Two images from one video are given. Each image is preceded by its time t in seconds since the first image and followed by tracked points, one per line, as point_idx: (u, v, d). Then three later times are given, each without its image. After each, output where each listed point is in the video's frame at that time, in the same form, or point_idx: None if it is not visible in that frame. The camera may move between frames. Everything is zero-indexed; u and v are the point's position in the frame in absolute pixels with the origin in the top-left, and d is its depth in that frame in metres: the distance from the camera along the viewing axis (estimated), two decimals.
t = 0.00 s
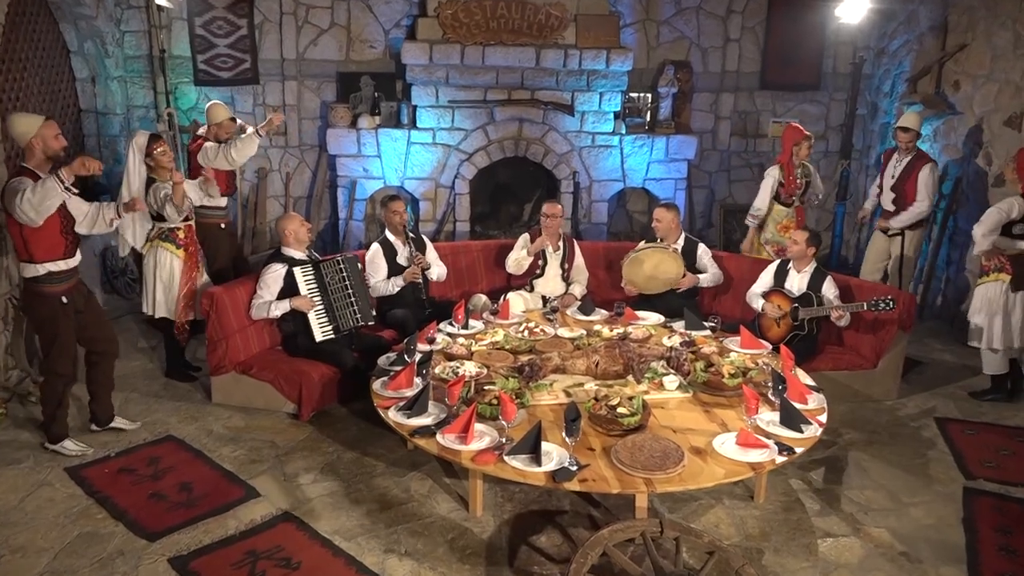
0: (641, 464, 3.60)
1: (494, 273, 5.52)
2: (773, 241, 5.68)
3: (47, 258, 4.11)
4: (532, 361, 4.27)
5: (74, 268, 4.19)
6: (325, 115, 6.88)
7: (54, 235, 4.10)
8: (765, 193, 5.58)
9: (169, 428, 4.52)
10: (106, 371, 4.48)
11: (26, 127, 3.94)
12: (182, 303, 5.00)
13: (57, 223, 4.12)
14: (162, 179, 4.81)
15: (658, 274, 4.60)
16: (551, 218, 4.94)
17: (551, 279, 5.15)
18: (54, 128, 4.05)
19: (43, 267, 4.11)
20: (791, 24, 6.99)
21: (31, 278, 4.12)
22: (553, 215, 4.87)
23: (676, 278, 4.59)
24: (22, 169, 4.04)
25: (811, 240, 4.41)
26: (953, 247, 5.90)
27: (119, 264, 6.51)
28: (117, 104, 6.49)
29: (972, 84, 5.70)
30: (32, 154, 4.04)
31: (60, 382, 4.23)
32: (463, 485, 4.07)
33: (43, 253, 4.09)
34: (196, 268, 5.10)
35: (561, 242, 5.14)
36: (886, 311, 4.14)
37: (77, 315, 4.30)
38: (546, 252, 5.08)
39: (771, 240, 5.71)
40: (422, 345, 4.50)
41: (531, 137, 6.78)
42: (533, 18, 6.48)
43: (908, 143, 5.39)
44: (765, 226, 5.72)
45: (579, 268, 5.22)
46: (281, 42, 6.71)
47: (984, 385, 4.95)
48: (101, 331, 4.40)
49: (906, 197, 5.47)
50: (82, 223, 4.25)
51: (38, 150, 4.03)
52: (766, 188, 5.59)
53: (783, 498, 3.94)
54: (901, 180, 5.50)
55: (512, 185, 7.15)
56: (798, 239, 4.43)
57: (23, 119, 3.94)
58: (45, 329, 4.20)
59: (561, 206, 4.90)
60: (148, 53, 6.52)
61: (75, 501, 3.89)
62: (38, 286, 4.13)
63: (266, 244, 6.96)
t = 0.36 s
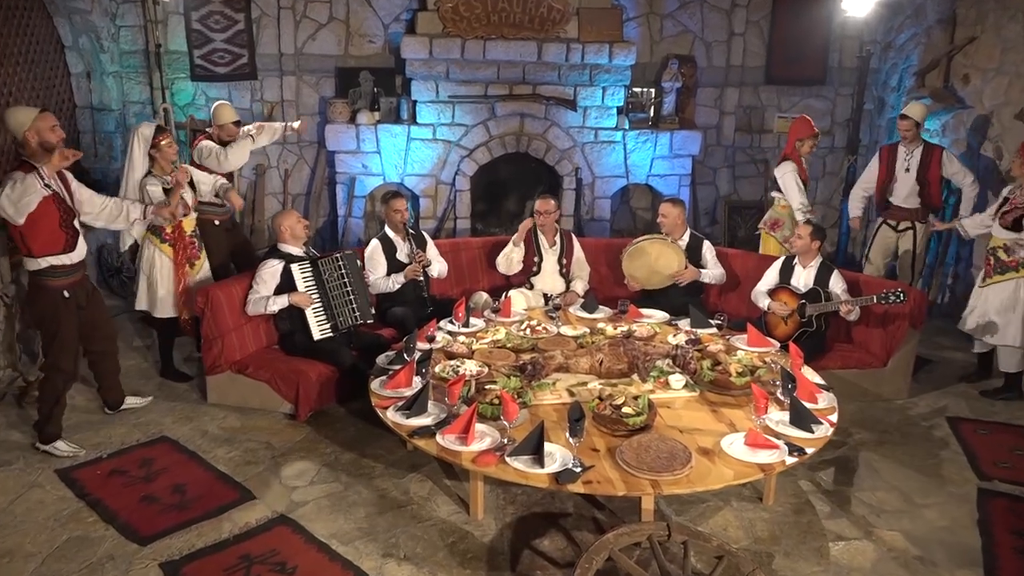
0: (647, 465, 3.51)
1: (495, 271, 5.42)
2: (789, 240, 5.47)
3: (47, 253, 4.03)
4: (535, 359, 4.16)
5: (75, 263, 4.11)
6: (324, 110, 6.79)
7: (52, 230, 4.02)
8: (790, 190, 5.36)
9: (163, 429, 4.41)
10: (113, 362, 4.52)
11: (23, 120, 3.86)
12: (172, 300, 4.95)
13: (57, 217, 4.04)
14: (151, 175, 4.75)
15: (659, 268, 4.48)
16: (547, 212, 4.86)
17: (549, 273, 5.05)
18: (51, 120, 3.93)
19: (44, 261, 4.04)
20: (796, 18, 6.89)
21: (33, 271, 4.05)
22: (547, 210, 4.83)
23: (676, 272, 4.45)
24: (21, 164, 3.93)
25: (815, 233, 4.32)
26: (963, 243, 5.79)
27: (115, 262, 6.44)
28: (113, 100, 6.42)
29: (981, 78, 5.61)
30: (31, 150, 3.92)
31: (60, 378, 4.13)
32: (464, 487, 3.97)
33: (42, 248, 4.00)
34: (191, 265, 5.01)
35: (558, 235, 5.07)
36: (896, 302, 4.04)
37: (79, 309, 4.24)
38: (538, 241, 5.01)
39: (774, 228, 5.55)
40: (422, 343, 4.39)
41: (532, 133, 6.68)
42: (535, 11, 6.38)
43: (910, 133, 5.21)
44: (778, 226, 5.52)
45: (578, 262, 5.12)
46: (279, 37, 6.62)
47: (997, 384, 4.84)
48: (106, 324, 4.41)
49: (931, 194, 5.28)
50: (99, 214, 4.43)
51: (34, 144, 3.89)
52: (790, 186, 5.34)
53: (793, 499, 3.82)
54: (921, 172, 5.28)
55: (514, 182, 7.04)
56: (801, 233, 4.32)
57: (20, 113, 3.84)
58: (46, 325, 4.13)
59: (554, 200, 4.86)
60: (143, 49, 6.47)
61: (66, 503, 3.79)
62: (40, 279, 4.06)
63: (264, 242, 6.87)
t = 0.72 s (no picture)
0: (651, 468, 3.42)
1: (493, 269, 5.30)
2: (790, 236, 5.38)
3: (54, 242, 4.04)
4: (535, 359, 4.05)
5: (83, 253, 4.11)
6: (320, 107, 6.71)
7: (59, 221, 4.00)
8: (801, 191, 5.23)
9: (155, 431, 4.30)
10: (112, 359, 4.44)
11: (39, 109, 3.89)
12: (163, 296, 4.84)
13: (64, 209, 4.02)
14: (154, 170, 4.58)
15: (663, 268, 4.38)
16: (538, 207, 4.81)
17: (544, 262, 4.94)
18: (66, 109, 3.96)
19: (52, 250, 4.05)
20: (798, 12, 6.79)
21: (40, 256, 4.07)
22: (538, 204, 4.79)
23: (681, 273, 4.37)
24: (36, 152, 3.97)
25: (813, 228, 4.17)
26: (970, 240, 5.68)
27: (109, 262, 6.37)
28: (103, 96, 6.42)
29: (989, 71, 5.50)
30: (45, 139, 3.97)
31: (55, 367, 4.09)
32: (462, 491, 3.86)
33: (48, 239, 4.00)
34: (188, 258, 4.89)
35: (551, 230, 4.96)
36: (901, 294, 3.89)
37: (83, 299, 4.22)
38: (531, 238, 4.92)
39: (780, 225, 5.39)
40: (419, 343, 4.28)
41: (531, 129, 6.58)
42: (533, 5, 6.28)
43: (901, 128, 5.12)
44: (785, 222, 5.39)
45: (576, 258, 5.00)
46: (273, 32, 6.54)
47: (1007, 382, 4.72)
48: (105, 316, 4.34)
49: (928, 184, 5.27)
50: (124, 192, 4.50)
51: (48, 133, 3.94)
52: (801, 191, 5.22)
53: (801, 502, 3.71)
54: (922, 164, 5.20)
55: (513, 181, 6.95)
56: (800, 229, 4.18)
57: (37, 101, 3.89)
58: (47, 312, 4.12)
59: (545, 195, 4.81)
60: (136, 44, 6.34)
61: (53, 509, 3.68)
62: (46, 265, 4.07)
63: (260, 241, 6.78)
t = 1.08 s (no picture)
0: (658, 478, 3.24)
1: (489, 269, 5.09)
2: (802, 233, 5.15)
3: (28, 234, 3.89)
4: (534, 362, 3.85)
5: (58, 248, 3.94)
6: (308, 99, 6.54)
7: (34, 213, 3.86)
8: (813, 183, 5.06)
9: (134, 440, 4.09)
10: (88, 361, 4.20)
11: (25, 97, 3.76)
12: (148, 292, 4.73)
13: (39, 201, 3.87)
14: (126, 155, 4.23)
15: (665, 265, 4.15)
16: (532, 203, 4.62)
17: (541, 259, 4.74)
18: (53, 100, 3.83)
19: (25, 242, 3.90)
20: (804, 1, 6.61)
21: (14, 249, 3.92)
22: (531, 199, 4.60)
23: (682, 270, 4.13)
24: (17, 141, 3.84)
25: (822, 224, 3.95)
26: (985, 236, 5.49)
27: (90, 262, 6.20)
28: (83, 89, 6.10)
29: (1005, 61, 5.33)
30: (28, 127, 3.83)
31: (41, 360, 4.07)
32: (458, 502, 3.66)
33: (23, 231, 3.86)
34: (170, 256, 4.70)
35: (545, 226, 4.78)
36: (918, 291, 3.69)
37: (60, 295, 4.04)
38: (526, 236, 4.73)
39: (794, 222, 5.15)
40: (412, 346, 4.08)
41: (529, 122, 6.38)
42: None
43: (908, 115, 4.91)
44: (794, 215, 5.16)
45: (573, 255, 4.81)
46: (260, 22, 6.36)
47: None
48: (89, 314, 4.14)
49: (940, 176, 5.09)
50: (106, 182, 4.24)
51: (33, 122, 3.81)
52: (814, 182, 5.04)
53: (815, 513, 3.52)
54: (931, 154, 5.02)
55: (509, 177, 6.75)
56: (809, 226, 3.95)
57: (22, 88, 3.75)
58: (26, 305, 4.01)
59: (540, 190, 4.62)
60: (116, 34, 6.17)
61: (24, 523, 3.47)
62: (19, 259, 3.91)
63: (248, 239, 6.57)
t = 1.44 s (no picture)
0: (669, 494, 3.02)
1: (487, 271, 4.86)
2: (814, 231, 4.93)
3: None
4: (536, 369, 3.63)
5: (24, 247, 3.73)
6: (296, 91, 6.30)
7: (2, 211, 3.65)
8: (813, 185, 4.85)
9: (111, 452, 3.86)
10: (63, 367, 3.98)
11: None
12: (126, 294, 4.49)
13: (6, 198, 3.66)
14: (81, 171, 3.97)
15: (677, 269, 4.02)
16: (530, 202, 4.39)
17: (542, 259, 4.52)
18: (24, 92, 3.64)
19: None
20: None
21: None
22: (527, 199, 4.38)
23: (694, 275, 3.99)
24: None
25: (847, 224, 3.80)
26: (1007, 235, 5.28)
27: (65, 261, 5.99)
28: (59, 80, 5.89)
29: None
30: None
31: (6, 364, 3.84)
32: (456, 519, 3.44)
33: None
34: (151, 256, 4.47)
35: (544, 224, 4.56)
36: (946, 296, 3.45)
37: (25, 293, 3.80)
38: (525, 236, 4.51)
39: (805, 221, 4.93)
40: (406, 352, 3.85)
41: (529, 115, 6.18)
42: None
43: (923, 114, 4.76)
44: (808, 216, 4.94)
45: (575, 255, 4.59)
46: (245, 10, 6.14)
47: None
48: (74, 313, 3.94)
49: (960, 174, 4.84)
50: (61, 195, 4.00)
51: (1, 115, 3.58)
52: (813, 184, 4.84)
53: (836, 531, 3.30)
54: (947, 150, 4.81)
55: (507, 174, 6.53)
56: (832, 225, 3.81)
57: None
58: None
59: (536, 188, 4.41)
60: (94, 22, 5.98)
61: None
62: None
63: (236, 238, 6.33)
